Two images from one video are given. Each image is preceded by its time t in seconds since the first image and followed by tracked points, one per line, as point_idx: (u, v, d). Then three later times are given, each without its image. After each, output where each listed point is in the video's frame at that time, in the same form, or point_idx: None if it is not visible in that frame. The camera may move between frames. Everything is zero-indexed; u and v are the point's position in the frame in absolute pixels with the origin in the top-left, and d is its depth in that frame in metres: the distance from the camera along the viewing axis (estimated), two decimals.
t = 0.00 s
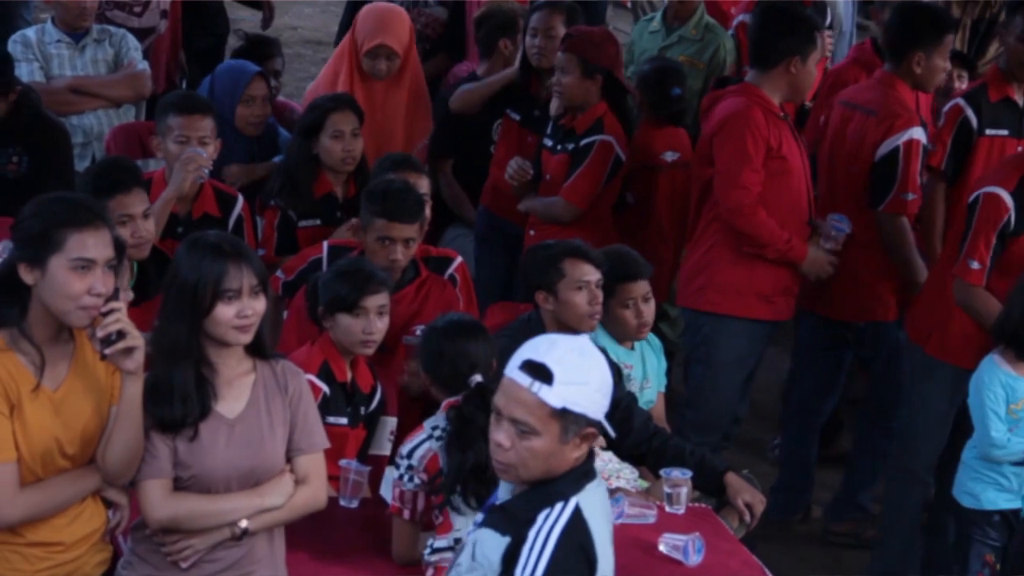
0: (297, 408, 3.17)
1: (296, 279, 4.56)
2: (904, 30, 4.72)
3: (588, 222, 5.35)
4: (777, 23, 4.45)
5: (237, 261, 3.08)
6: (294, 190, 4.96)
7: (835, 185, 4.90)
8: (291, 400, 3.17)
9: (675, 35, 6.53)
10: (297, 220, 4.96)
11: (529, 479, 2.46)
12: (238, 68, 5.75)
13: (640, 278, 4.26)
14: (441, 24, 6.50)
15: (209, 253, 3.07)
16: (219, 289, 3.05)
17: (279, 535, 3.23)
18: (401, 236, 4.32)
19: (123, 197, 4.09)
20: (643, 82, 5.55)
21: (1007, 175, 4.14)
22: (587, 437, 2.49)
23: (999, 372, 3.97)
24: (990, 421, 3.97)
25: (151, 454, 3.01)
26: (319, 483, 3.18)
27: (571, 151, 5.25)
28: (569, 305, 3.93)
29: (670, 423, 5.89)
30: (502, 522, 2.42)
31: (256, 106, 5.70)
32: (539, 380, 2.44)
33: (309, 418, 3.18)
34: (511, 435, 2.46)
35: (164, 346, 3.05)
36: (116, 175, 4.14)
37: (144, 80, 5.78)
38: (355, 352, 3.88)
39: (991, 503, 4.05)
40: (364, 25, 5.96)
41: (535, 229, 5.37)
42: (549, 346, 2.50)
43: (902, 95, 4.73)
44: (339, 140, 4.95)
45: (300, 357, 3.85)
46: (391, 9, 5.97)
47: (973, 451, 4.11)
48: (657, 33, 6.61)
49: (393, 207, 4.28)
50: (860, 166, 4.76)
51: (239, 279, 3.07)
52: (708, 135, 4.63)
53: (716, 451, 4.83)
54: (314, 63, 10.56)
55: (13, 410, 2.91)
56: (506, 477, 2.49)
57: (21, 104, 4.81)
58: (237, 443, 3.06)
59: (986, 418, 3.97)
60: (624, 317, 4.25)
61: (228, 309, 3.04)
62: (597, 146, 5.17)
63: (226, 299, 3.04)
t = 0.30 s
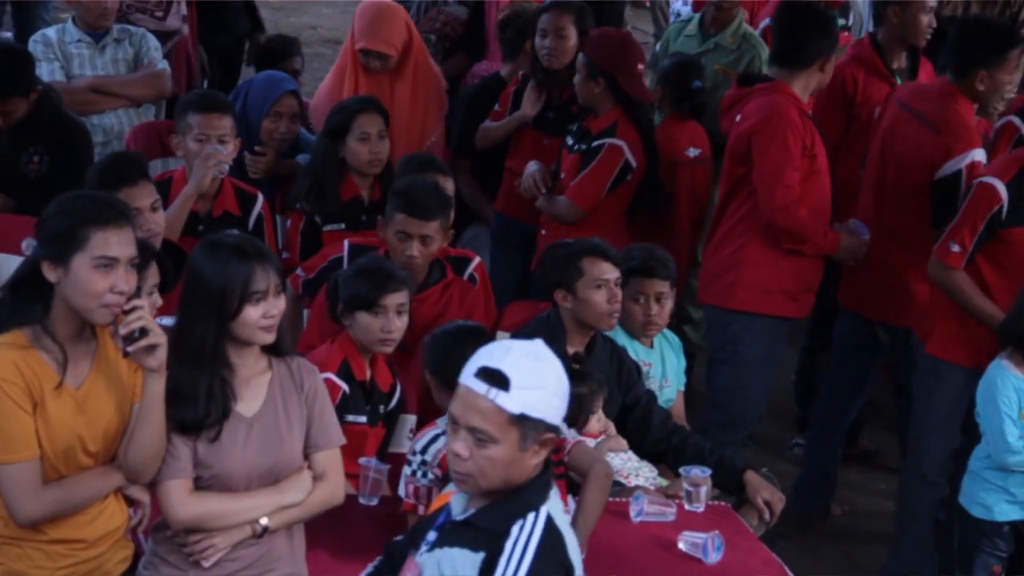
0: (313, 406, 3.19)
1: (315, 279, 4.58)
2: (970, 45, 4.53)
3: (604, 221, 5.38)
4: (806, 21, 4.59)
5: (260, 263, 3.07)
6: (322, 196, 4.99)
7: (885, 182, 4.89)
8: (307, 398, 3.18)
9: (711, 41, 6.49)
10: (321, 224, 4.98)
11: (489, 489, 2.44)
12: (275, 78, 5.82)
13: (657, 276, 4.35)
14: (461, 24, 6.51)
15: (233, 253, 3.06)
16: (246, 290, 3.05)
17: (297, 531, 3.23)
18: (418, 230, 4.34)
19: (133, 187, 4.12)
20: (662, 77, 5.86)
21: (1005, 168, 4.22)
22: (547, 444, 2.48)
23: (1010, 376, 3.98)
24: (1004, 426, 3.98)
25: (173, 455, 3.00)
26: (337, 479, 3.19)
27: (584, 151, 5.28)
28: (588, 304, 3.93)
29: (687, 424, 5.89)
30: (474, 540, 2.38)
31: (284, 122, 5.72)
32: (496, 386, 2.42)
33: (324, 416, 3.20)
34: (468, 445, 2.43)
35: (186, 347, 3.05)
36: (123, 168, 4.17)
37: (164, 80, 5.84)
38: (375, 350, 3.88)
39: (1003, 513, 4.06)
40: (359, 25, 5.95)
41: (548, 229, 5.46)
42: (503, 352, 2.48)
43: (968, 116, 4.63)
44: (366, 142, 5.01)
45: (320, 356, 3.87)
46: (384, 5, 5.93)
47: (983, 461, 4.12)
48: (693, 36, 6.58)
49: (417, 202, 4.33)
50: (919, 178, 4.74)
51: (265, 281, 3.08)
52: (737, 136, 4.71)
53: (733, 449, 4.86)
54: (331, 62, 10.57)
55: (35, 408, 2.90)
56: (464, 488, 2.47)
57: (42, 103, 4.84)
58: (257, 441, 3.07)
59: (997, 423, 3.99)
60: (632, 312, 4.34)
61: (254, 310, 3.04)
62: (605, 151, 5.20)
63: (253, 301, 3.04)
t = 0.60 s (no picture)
0: (330, 399, 3.18)
1: (333, 272, 4.56)
2: None
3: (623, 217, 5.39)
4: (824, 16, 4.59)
5: (278, 257, 3.08)
6: (341, 191, 4.98)
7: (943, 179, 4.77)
8: (323, 390, 3.17)
9: (738, 39, 6.47)
10: (340, 221, 5.00)
11: (395, 490, 2.28)
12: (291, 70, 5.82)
13: (676, 268, 4.36)
14: (478, 18, 6.52)
15: (252, 247, 3.06)
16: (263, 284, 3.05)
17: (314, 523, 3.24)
18: (428, 220, 4.34)
19: (154, 171, 4.14)
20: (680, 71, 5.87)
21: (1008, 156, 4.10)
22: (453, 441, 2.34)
23: None
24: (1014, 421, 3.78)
25: (190, 450, 2.99)
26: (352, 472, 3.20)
27: (598, 148, 5.29)
28: (605, 298, 3.93)
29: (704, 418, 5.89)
30: (393, 542, 2.21)
31: (301, 115, 5.74)
32: (402, 381, 2.28)
33: (340, 408, 3.19)
34: (375, 443, 2.28)
35: (206, 341, 3.04)
36: (144, 153, 4.19)
37: (182, 74, 5.85)
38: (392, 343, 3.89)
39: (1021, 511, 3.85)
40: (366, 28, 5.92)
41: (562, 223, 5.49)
42: (405, 346, 2.33)
43: None
44: (391, 142, 5.02)
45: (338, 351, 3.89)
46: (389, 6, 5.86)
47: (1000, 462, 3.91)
48: (721, 33, 6.55)
49: (435, 196, 4.34)
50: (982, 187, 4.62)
51: (282, 274, 3.08)
52: (757, 129, 4.72)
53: (749, 443, 4.85)
54: (349, 56, 10.57)
55: (55, 400, 2.86)
56: (368, 490, 2.29)
57: (60, 98, 4.85)
58: (271, 435, 3.06)
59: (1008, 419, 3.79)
60: (650, 303, 4.33)
61: (273, 305, 3.04)
62: (619, 151, 5.20)
63: (271, 294, 3.04)
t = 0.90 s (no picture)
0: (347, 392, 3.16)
1: (352, 263, 4.57)
2: None
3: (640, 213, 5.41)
4: (848, 8, 4.60)
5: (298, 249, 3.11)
6: (363, 184, 5.00)
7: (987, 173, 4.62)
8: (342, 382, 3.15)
9: (765, 35, 6.43)
10: (360, 215, 5.00)
11: (300, 484, 2.19)
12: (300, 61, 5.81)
13: (695, 259, 4.36)
14: (496, 10, 6.52)
15: (273, 239, 3.09)
16: (285, 276, 3.08)
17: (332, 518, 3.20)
18: (443, 215, 4.36)
19: (184, 159, 4.12)
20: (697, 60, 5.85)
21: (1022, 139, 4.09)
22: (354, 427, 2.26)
23: None
24: None
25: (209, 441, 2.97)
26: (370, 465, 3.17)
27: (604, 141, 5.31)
28: (624, 289, 3.92)
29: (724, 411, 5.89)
30: (318, 537, 2.15)
31: (308, 102, 5.73)
32: (296, 373, 2.19)
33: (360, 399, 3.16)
34: (273, 440, 2.18)
35: (227, 332, 3.04)
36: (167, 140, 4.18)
37: (200, 65, 5.86)
38: (411, 335, 3.88)
39: None
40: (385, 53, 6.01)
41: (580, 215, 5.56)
42: (293, 336, 2.24)
43: None
44: (412, 136, 5.04)
45: (357, 341, 3.86)
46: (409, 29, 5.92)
47: None
48: (747, 28, 6.49)
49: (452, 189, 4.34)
50: None
51: (301, 266, 3.11)
52: (779, 122, 4.73)
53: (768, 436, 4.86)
54: (367, 48, 10.57)
55: (76, 391, 2.85)
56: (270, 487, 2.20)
57: (80, 89, 4.85)
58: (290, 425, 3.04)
59: None
60: (670, 296, 4.33)
61: (291, 296, 3.07)
62: (625, 141, 5.21)
63: (290, 286, 3.07)
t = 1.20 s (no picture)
0: (366, 386, 3.13)
1: (370, 257, 4.58)
2: None
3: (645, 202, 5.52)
4: (876, 7, 4.59)
5: (315, 241, 3.04)
6: (382, 177, 4.99)
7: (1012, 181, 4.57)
8: (360, 375, 3.12)
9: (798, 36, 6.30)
10: (377, 208, 5.01)
11: (235, 535, 2.16)
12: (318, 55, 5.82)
13: (713, 254, 4.35)
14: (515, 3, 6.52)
15: (288, 232, 3.03)
16: (300, 269, 3.01)
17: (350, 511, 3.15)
18: (456, 209, 4.35)
19: (209, 154, 4.13)
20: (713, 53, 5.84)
21: None
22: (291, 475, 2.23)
23: None
24: None
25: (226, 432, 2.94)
26: (388, 459, 3.13)
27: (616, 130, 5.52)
28: (642, 283, 3.91)
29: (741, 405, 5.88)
30: None
31: (328, 96, 5.73)
32: (237, 423, 2.15)
33: (379, 392, 3.13)
34: (210, 490, 2.14)
35: (243, 324, 3.02)
36: (188, 134, 4.19)
37: (218, 57, 5.85)
38: (428, 330, 3.88)
39: None
40: (403, 73, 6.14)
41: (598, 209, 5.59)
42: (232, 384, 2.19)
43: None
44: (433, 132, 5.05)
45: (373, 334, 3.87)
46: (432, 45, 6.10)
47: None
48: (777, 29, 6.35)
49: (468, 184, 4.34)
50: None
51: (318, 259, 3.04)
52: (804, 120, 4.74)
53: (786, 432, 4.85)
54: (385, 42, 10.56)
55: (93, 383, 2.85)
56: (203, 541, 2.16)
57: (99, 81, 4.85)
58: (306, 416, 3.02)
59: None
60: (688, 291, 4.32)
61: (307, 289, 3.01)
62: (617, 130, 5.41)
63: (306, 279, 3.01)
